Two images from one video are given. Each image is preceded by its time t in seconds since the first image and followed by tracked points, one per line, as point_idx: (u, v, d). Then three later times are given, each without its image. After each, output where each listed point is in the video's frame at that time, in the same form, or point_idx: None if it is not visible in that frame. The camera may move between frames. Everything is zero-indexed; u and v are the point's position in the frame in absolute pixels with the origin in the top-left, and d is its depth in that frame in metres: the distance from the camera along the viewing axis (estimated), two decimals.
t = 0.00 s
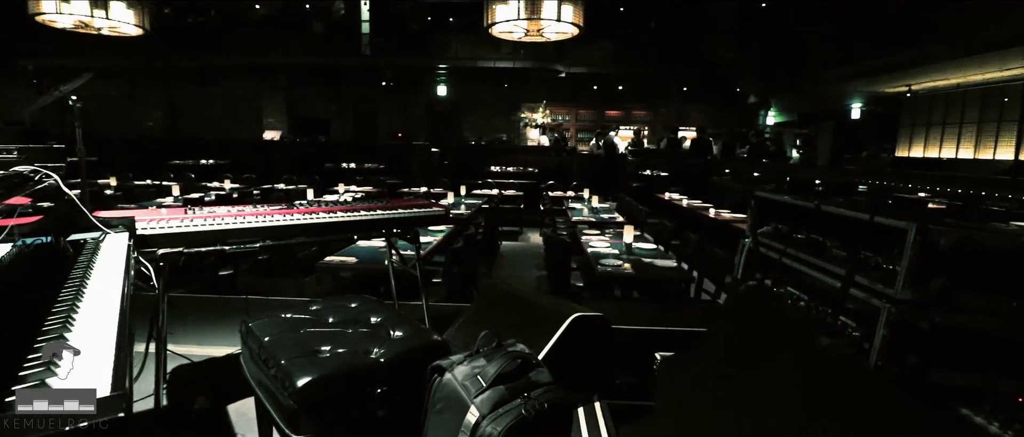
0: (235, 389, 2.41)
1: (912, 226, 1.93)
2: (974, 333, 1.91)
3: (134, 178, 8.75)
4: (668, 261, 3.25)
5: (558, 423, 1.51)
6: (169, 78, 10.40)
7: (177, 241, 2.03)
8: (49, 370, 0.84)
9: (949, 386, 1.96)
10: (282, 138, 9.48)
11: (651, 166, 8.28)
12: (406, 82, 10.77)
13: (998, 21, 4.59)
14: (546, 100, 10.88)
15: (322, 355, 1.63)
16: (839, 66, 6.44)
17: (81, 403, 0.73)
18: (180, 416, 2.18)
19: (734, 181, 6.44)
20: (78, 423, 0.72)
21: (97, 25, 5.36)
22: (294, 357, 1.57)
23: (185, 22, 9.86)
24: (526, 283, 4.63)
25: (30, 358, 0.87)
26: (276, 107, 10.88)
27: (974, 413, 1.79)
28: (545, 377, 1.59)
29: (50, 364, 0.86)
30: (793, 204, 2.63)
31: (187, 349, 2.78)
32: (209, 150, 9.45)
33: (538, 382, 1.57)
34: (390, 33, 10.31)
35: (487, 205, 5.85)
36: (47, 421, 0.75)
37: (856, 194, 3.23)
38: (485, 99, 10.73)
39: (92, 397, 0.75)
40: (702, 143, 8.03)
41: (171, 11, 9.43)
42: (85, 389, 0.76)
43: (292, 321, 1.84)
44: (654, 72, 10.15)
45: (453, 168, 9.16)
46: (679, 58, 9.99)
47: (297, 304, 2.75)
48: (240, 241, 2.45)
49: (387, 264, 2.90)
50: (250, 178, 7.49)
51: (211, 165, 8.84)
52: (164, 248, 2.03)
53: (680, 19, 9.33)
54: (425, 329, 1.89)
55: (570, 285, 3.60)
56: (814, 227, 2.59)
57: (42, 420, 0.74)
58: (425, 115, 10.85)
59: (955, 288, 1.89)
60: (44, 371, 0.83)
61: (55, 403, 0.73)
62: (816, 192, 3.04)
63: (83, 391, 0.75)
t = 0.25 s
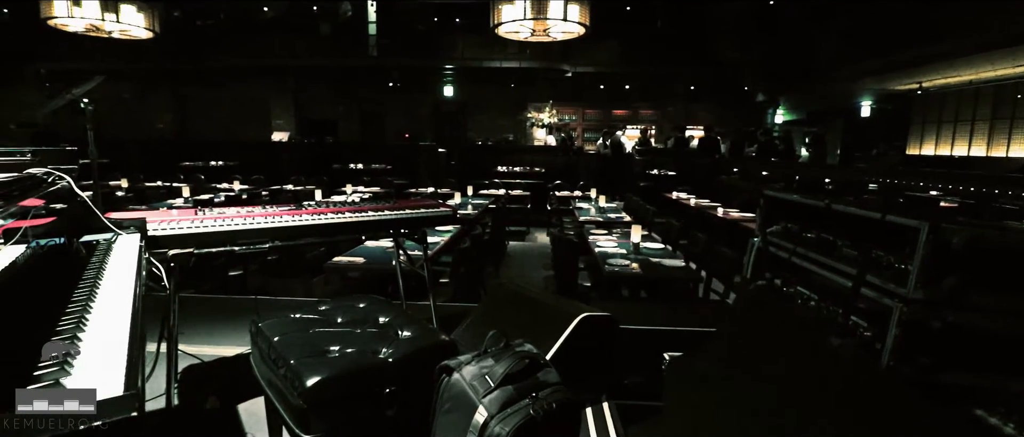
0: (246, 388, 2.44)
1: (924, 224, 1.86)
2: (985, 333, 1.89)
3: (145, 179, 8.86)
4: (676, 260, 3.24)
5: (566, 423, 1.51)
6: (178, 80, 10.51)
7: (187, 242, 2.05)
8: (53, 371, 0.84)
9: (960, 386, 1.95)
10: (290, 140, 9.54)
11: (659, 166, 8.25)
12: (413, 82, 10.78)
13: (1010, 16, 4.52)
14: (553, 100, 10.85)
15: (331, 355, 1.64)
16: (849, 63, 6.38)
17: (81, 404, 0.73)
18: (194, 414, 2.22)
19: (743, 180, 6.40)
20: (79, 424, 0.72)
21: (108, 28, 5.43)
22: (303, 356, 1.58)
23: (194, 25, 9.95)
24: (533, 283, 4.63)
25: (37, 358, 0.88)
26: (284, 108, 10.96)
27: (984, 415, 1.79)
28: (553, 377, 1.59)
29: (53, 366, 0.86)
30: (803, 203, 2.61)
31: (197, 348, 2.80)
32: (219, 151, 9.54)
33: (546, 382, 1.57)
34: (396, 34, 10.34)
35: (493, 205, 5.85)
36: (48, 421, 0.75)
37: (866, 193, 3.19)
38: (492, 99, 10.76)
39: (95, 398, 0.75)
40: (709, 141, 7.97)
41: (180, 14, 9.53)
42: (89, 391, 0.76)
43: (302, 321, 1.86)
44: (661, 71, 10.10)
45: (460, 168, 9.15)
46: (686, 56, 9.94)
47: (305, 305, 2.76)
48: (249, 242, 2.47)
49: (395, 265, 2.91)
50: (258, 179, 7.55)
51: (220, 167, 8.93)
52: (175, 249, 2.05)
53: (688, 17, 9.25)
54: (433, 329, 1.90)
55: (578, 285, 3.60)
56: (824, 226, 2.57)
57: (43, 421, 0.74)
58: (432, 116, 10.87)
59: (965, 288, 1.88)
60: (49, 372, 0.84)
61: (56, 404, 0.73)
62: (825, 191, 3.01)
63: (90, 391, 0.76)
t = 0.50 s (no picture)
0: (265, 385, 2.48)
1: (951, 225, 1.82)
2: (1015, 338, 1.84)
3: (167, 180, 9.07)
4: (692, 261, 3.20)
5: (582, 425, 1.50)
6: (199, 83, 10.72)
7: (208, 242, 2.08)
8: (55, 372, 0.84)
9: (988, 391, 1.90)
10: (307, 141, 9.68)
11: (674, 166, 8.18)
12: (428, 84, 10.86)
13: None
14: (567, 100, 10.83)
15: (348, 353, 1.65)
16: (870, 61, 6.25)
17: (81, 404, 0.73)
18: (215, 410, 2.26)
19: (760, 180, 6.32)
20: (77, 425, 0.72)
21: (131, 32, 5.56)
22: (321, 355, 1.60)
23: (214, 29, 10.15)
24: (548, 283, 4.62)
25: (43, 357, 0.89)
26: (302, 110, 11.13)
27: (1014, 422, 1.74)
28: (569, 378, 1.58)
29: (56, 367, 0.86)
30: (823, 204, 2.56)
31: (217, 346, 2.85)
32: (238, 152, 9.71)
33: (562, 383, 1.56)
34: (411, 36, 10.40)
35: (508, 206, 5.85)
36: (48, 421, 0.75)
37: (889, 193, 3.13)
38: (506, 100, 10.87)
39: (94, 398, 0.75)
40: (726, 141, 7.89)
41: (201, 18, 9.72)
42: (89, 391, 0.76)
43: (319, 320, 1.88)
44: (676, 70, 10.02)
45: (474, 169, 9.20)
46: (702, 55, 9.83)
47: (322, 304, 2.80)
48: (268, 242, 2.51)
49: (410, 265, 2.94)
50: (277, 180, 7.68)
51: (240, 168, 9.10)
52: (196, 248, 2.09)
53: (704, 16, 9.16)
54: (448, 329, 1.91)
55: (593, 286, 3.59)
56: (845, 228, 2.52)
57: (43, 420, 0.74)
58: (447, 116, 10.94)
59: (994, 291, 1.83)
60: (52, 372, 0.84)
61: (56, 403, 0.73)
62: (846, 191, 2.95)
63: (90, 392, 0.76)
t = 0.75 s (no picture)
0: (280, 384, 2.51)
1: (973, 224, 1.79)
2: None
3: (184, 182, 9.23)
4: (705, 261, 3.18)
5: (594, 425, 1.49)
6: (214, 86, 10.89)
7: (223, 243, 2.11)
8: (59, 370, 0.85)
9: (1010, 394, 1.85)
10: (320, 142, 9.79)
11: (686, 165, 8.13)
12: (439, 85, 10.90)
13: None
14: (578, 100, 10.79)
15: (362, 353, 1.67)
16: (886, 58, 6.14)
17: (81, 404, 0.73)
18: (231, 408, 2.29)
19: (774, 179, 6.25)
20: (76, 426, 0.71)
21: (148, 37, 5.66)
22: (335, 354, 1.62)
23: (228, 32, 10.30)
24: (560, 283, 4.62)
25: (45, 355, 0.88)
26: (315, 112, 11.25)
27: None
28: (581, 379, 1.58)
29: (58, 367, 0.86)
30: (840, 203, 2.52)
31: (233, 345, 2.89)
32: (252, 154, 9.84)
33: (574, 384, 1.56)
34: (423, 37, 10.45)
35: (519, 206, 5.86)
36: (48, 421, 0.75)
37: (907, 192, 3.07)
38: (517, 100, 10.86)
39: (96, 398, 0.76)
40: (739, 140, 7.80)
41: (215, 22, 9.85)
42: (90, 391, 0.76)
43: (333, 320, 1.90)
44: (689, 69, 9.94)
45: (485, 169, 9.21)
46: (714, 53, 9.74)
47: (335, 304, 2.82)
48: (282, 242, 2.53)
49: (422, 265, 2.95)
50: (290, 181, 7.77)
51: (254, 170, 9.23)
52: (212, 248, 2.12)
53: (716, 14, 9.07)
54: (460, 329, 1.91)
55: (605, 286, 3.58)
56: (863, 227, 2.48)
57: (43, 419, 0.75)
58: (458, 117, 10.96)
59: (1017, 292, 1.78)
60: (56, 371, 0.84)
61: (55, 403, 0.73)
62: (863, 190, 2.90)
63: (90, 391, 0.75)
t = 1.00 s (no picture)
0: (299, 382, 2.54)
1: (1001, 224, 1.74)
2: None
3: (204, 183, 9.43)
4: (723, 261, 3.14)
5: (611, 426, 1.49)
6: (233, 89, 11.09)
7: (243, 243, 2.15)
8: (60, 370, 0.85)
9: None
10: (336, 143, 9.91)
11: (703, 164, 8.04)
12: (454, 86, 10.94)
13: None
14: (592, 100, 10.74)
15: (379, 352, 1.68)
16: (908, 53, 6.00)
17: (81, 404, 0.74)
18: (251, 406, 2.33)
19: (793, 178, 6.15)
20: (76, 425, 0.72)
21: (170, 41, 5.78)
22: (353, 353, 1.63)
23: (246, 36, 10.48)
24: (575, 284, 4.60)
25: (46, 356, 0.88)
26: (331, 113, 11.39)
27: None
28: (597, 379, 1.57)
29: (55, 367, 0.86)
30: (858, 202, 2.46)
31: (253, 344, 2.94)
32: (270, 156, 10.01)
33: (590, 385, 1.55)
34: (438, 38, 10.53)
35: (534, 206, 5.86)
36: (48, 421, 0.75)
37: (932, 191, 2.99)
38: (532, 100, 10.86)
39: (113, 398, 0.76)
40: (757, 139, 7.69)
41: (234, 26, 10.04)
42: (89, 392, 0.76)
43: (350, 319, 1.92)
44: (705, 67, 9.83)
45: (500, 169, 9.23)
46: (731, 51, 9.62)
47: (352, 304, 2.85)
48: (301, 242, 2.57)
49: (437, 265, 2.97)
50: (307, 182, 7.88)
51: (272, 171, 9.38)
52: (233, 248, 2.15)
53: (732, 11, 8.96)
54: (476, 329, 1.92)
55: (620, 287, 3.56)
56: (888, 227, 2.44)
57: (44, 420, 0.75)
58: (472, 118, 11.00)
59: None
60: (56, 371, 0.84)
61: (55, 403, 0.74)
62: (885, 189, 2.84)
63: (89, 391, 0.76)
